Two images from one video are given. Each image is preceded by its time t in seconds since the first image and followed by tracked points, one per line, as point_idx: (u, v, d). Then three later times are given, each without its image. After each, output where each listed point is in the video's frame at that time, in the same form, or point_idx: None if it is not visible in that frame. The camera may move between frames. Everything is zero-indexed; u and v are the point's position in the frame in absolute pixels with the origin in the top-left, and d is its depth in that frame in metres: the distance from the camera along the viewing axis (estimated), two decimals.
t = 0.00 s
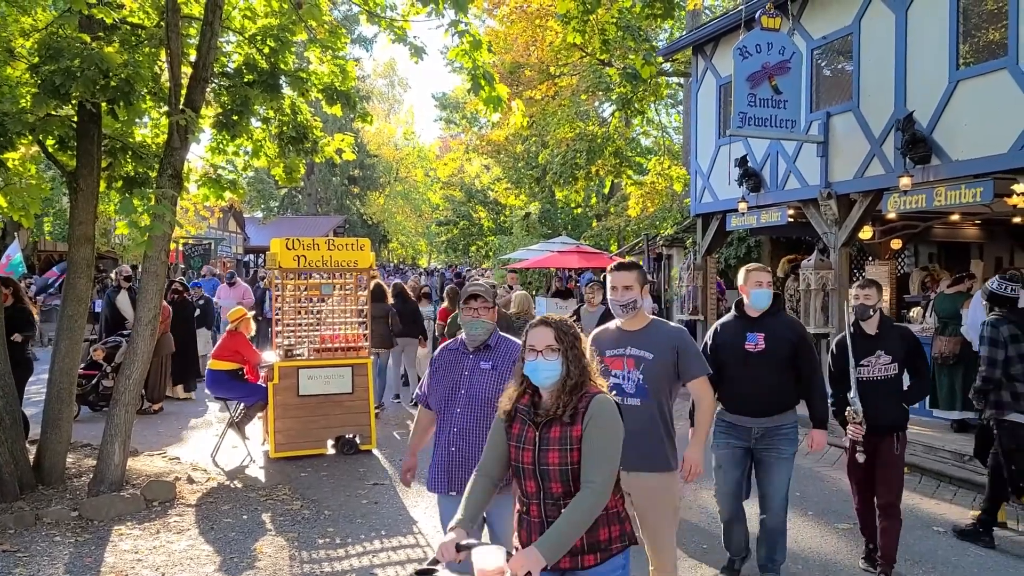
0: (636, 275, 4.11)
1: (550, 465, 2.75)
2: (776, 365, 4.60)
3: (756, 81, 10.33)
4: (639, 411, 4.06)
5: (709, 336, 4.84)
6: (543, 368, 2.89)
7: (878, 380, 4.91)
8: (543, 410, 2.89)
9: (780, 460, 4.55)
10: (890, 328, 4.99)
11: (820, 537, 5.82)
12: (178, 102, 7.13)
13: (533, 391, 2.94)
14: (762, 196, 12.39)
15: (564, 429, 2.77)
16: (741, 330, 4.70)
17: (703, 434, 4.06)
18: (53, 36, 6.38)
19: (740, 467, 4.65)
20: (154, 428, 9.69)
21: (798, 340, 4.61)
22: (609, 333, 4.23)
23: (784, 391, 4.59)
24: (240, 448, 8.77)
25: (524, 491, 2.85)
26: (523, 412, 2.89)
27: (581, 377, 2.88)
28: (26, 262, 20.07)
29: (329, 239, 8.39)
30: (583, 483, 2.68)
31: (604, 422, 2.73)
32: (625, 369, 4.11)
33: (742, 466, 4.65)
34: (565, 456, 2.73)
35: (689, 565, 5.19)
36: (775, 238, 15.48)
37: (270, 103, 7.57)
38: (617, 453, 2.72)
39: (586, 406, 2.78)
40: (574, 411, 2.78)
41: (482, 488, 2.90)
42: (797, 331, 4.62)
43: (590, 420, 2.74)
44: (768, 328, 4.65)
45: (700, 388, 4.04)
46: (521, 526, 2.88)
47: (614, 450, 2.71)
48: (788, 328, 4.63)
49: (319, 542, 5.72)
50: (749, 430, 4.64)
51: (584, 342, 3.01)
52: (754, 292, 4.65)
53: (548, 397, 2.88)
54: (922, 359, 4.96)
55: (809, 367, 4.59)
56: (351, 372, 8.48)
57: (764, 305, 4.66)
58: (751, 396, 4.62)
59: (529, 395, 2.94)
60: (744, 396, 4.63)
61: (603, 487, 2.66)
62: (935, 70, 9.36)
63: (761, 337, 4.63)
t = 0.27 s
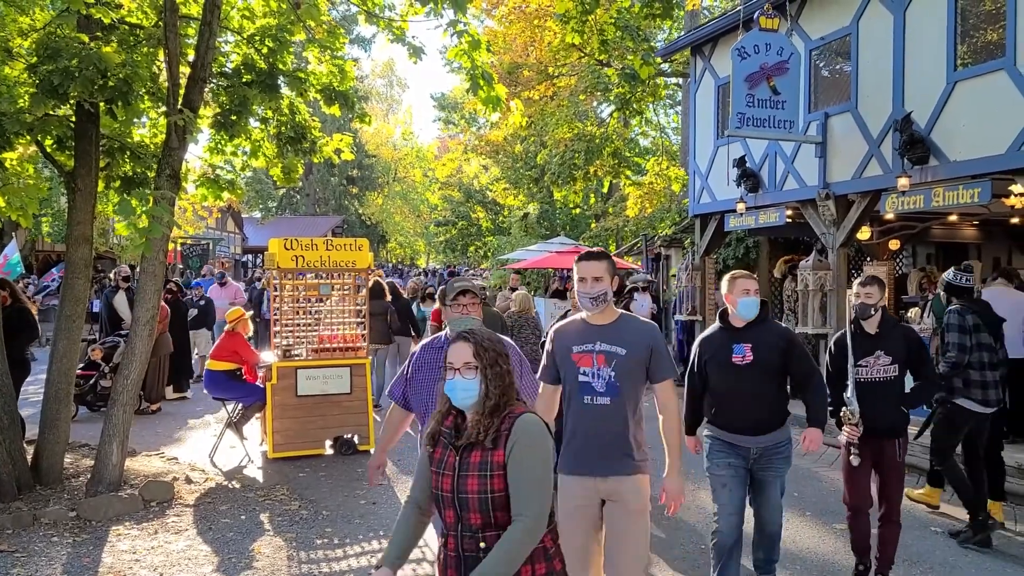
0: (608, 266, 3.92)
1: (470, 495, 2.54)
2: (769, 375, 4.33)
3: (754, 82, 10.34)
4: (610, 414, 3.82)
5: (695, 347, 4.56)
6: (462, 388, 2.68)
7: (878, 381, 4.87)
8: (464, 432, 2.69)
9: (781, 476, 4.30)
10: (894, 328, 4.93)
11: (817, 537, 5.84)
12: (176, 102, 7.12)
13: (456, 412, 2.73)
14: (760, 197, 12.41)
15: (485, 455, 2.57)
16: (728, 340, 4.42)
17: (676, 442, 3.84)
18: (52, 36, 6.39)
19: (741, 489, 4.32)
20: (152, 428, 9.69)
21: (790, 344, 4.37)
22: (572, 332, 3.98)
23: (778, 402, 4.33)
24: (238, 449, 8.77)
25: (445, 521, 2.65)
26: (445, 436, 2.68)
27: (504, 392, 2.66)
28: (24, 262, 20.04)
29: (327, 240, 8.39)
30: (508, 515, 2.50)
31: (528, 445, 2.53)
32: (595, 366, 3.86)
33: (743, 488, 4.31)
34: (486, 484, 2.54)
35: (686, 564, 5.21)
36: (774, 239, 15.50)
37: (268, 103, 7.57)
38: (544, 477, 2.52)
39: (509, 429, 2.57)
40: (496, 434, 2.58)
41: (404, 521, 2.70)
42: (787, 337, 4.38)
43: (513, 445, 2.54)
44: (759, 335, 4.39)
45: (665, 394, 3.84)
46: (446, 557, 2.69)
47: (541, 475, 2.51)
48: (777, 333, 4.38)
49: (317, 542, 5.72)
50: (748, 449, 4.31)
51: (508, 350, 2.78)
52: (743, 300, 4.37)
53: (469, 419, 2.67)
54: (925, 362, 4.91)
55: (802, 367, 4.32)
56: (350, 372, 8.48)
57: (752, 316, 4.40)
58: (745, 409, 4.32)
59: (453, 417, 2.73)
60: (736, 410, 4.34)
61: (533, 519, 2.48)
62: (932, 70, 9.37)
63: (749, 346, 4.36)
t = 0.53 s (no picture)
0: (590, 273, 3.47)
1: (387, 513, 2.33)
2: (757, 377, 3.99)
3: (753, 82, 10.34)
4: (577, 436, 3.33)
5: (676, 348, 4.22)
6: (380, 395, 2.50)
7: (874, 392, 4.55)
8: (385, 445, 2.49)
9: (769, 482, 3.89)
10: (891, 335, 4.63)
11: (816, 537, 5.84)
12: (175, 102, 7.12)
13: (377, 421, 2.55)
14: (759, 197, 12.42)
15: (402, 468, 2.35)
16: (714, 340, 4.08)
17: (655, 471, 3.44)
18: (50, 35, 6.39)
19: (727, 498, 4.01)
20: (151, 428, 9.69)
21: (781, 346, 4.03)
22: (546, 339, 3.50)
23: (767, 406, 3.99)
24: (237, 449, 8.77)
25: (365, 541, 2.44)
26: (363, 449, 2.48)
27: (427, 398, 2.46)
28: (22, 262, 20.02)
29: (327, 240, 8.40)
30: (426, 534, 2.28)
31: (449, 453, 2.31)
32: (565, 382, 3.37)
33: (730, 497, 4.01)
34: (404, 501, 2.32)
35: (684, 564, 5.20)
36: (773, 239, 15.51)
37: (267, 102, 7.56)
38: (466, 488, 2.30)
39: (428, 440, 2.35)
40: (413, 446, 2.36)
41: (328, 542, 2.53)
42: (777, 336, 4.04)
43: (432, 455, 2.32)
44: (749, 334, 4.05)
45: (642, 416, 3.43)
46: None
47: (462, 488, 2.30)
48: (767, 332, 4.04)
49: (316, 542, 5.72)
50: (731, 455, 3.99)
51: (433, 354, 2.59)
52: (729, 295, 4.06)
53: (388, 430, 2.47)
54: (924, 371, 4.62)
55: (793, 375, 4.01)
56: (349, 372, 8.48)
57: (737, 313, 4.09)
58: (732, 414, 3.98)
59: (374, 427, 2.54)
60: (720, 414, 4.01)
61: (451, 537, 2.26)
62: (932, 70, 9.37)
63: (737, 345, 4.03)
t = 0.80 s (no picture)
0: (566, 267, 3.26)
1: (281, 556, 2.31)
2: (756, 397, 3.79)
3: (752, 82, 10.35)
4: (537, 442, 3.08)
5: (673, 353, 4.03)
6: (272, 424, 2.47)
7: (868, 392, 4.41)
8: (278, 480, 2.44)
9: (756, 506, 3.71)
10: (886, 333, 4.50)
11: (814, 537, 5.84)
12: (175, 102, 7.11)
13: (272, 455, 2.50)
14: (758, 197, 12.42)
15: (299, 510, 2.34)
16: (716, 352, 3.87)
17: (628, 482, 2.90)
18: (49, 36, 6.40)
19: (717, 520, 3.90)
20: (151, 428, 9.69)
21: (786, 364, 3.81)
22: (523, 329, 3.29)
23: (765, 428, 3.79)
24: (236, 449, 8.77)
25: None
26: (258, 485, 2.43)
27: (331, 427, 2.45)
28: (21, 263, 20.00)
29: (326, 240, 8.41)
30: None
31: (350, 489, 2.31)
32: (528, 384, 3.13)
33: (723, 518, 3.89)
34: (300, 546, 2.30)
35: (684, 565, 5.20)
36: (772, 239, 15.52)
37: (266, 102, 7.57)
38: (367, 526, 2.31)
39: (329, 482, 2.34)
40: (313, 487, 2.34)
41: None
42: (780, 355, 3.83)
43: (334, 493, 2.32)
44: (750, 351, 3.83)
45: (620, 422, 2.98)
46: None
47: (363, 529, 2.30)
48: (769, 347, 3.83)
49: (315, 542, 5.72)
50: (721, 478, 3.83)
51: (340, 380, 2.56)
52: (731, 307, 3.86)
53: (281, 466, 2.43)
54: (920, 372, 4.47)
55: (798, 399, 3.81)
56: (348, 373, 8.48)
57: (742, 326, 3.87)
58: (729, 431, 3.79)
59: (269, 461, 2.49)
60: (714, 430, 3.83)
61: None
62: (931, 71, 9.37)
63: (738, 360, 3.81)
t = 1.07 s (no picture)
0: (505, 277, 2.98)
1: None
2: (761, 396, 3.54)
3: (752, 83, 10.35)
4: (480, 469, 2.82)
5: (674, 352, 3.80)
6: (130, 432, 2.19)
7: (860, 403, 4.12)
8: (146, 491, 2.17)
9: (763, 522, 3.50)
10: (885, 341, 4.20)
11: (814, 538, 5.84)
12: (174, 102, 7.11)
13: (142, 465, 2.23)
14: (758, 197, 12.43)
15: (162, 528, 2.06)
16: (718, 347, 3.63)
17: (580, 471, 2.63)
18: (48, 36, 6.40)
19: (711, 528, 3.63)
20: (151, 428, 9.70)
21: (796, 360, 3.55)
22: (454, 348, 3.00)
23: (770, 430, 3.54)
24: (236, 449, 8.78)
25: None
26: (123, 503, 2.18)
27: (203, 429, 2.16)
28: (21, 262, 20.00)
29: (326, 240, 8.35)
30: None
31: (214, 500, 2.01)
32: (464, 407, 2.87)
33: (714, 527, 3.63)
34: (163, 571, 2.04)
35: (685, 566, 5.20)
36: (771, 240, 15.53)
37: (266, 102, 7.57)
38: (232, 540, 2.00)
39: (189, 494, 2.04)
40: (172, 503, 2.05)
41: None
42: (787, 349, 3.56)
43: (195, 505, 2.02)
44: (755, 347, 3.58)
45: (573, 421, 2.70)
46: None
47: (226, 544, 1.99)
48: (775, 343, 3.57)
49: (315, 542, 5.72)
50: (724, 482, 3.57)
51: (217, 377, 2.27)
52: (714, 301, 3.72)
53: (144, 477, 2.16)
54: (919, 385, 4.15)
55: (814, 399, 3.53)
56: (348, 372, 8.51)
57: (729, 317, 3.65)
58: (728, 434, 3.55)
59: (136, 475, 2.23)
60: (715, 432, 3.58)
61: None
62: (931, 71, 9.37)
63: (738, 358, 3.57)
